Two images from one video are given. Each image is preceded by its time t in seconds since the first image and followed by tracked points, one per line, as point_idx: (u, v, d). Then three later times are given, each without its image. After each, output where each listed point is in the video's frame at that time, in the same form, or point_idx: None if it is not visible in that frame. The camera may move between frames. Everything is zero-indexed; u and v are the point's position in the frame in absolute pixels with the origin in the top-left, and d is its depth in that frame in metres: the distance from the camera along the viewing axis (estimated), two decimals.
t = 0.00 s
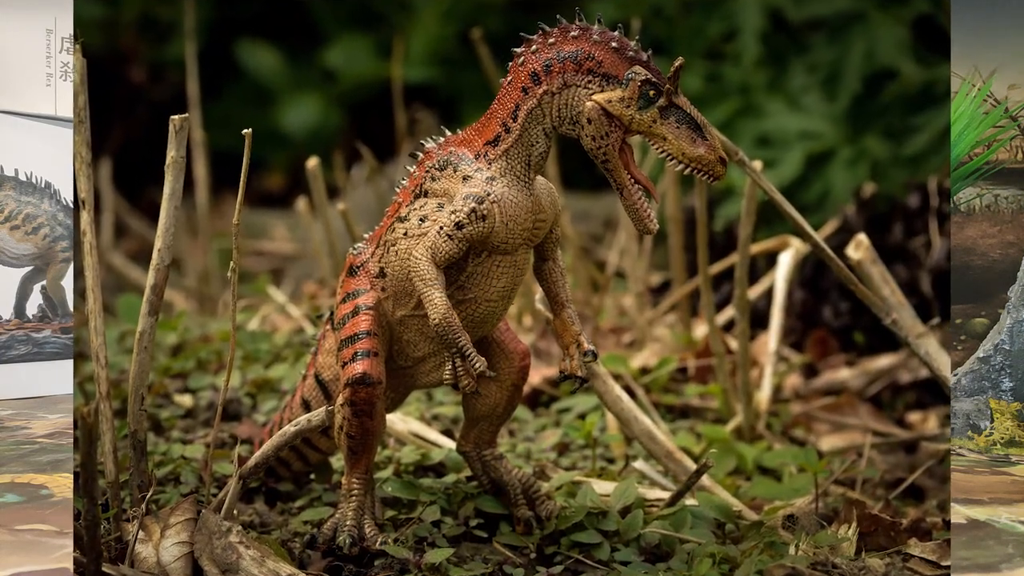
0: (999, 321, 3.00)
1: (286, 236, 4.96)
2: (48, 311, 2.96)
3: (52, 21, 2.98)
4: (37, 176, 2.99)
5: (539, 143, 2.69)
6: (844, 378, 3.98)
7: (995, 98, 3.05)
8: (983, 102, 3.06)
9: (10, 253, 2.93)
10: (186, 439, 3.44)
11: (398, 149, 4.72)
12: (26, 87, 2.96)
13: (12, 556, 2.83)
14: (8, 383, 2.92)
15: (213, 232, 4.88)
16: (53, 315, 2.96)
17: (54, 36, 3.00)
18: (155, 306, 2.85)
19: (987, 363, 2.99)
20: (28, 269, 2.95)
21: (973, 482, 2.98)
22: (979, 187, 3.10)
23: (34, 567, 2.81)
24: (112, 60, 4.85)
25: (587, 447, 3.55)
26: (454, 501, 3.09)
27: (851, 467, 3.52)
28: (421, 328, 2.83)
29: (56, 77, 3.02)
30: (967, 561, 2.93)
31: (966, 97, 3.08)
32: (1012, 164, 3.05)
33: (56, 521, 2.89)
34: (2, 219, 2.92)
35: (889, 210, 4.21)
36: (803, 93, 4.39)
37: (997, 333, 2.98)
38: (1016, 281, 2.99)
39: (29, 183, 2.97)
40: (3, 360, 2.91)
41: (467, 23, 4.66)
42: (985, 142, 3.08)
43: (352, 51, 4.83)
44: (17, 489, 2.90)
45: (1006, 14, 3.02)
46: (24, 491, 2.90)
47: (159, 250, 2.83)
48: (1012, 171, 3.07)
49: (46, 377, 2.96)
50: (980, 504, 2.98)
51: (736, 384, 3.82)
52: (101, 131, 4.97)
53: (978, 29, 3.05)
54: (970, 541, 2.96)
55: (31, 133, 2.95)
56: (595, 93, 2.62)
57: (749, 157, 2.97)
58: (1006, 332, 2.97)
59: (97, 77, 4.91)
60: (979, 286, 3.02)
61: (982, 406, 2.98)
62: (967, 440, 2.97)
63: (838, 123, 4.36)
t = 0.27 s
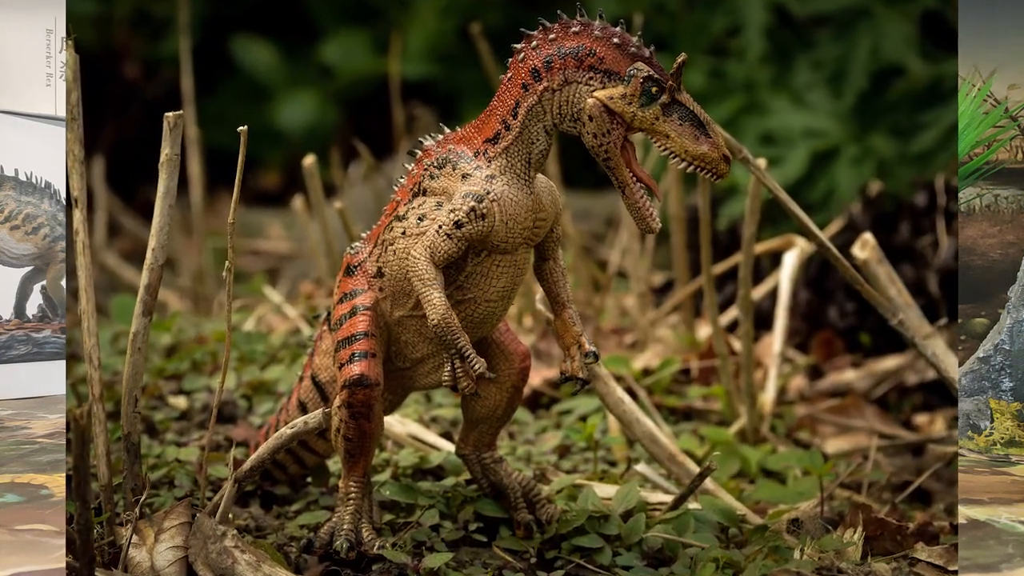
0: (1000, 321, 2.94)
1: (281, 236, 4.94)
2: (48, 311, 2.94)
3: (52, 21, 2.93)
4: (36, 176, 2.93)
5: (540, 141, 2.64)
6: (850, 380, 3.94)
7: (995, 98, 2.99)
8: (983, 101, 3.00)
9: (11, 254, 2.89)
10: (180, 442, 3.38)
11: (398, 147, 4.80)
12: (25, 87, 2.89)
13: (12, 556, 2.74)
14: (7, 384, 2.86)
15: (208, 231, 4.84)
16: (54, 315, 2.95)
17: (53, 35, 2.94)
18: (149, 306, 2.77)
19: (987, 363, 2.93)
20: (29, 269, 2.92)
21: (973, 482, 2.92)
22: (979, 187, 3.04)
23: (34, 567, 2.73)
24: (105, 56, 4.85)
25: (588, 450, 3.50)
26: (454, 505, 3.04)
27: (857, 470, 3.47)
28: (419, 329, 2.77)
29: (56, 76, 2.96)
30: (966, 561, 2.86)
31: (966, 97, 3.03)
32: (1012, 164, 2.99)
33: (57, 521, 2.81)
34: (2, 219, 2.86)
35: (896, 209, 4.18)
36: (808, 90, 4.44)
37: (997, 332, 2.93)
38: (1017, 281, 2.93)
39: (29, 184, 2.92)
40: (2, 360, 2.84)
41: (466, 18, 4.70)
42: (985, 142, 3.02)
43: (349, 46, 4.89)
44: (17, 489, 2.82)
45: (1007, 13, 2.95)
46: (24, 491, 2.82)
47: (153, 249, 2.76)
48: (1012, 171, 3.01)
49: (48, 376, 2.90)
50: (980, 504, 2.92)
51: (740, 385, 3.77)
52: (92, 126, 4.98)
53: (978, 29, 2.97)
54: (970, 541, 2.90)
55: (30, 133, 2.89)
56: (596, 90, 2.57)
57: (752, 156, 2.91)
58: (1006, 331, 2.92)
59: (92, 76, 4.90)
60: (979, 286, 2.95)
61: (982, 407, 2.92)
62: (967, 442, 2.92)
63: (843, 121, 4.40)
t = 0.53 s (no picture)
0: (1000, 322, 2.86)
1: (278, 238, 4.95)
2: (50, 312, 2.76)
3: (54, 20, 2.77)
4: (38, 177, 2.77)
5: (540, 139, 2.59)
6: (855, 381, 3.90)
7: (995, 98, 2.90)
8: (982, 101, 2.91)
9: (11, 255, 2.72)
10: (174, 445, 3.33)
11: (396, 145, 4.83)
12: (27, 86, 2.73)
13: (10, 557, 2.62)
14: (6, 384, 2.70)
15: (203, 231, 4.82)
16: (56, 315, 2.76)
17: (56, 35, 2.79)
18: (143, 307, 2.71)
19: (986, 363, 2.86)
20: (29, 269, 2.75)
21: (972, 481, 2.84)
22: (977, 188, 2.95)
23: (34, 567, 2.60)
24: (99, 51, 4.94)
25: (589, 452, 3.46)
26: (453, 508, 2.98)
27: (864, 473, 3.42)
28: (418, 330, 2.72)
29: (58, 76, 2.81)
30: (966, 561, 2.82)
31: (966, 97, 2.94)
32: (1012, 164, 2.90)
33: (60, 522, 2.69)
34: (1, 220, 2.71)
35: (902, 208, 4.14)
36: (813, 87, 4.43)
37: (997, 333, 2.85)
38: (1016, 281, 2.85)
39: (29, 185, 2.75)
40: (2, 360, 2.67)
41: (465, 15, 4.69)
42: (985, 142, 2.92)
43: (346, 43, 4.95)
44: (18, 489, 2.67)
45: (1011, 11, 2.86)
46: (25, 491, 2.68)
47: (148, 249, 2.69)
48: (1012, 171, 2.92)
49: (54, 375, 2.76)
50: (980, 504, 2.85)
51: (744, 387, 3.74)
52: (87, 124, 5.06)
53: (979, 31, 2.88)
54: (970, 541, 2.83)
55: (32, 134, 2.74)
56: (597, 87, 2.51)
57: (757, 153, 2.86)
58: (1005, 331, 2.84)
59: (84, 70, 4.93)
60: (979, 286, 2.88)
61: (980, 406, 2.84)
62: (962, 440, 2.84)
63: (849, 118, 4.38)
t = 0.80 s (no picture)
0: (1000, 320, 2.79)
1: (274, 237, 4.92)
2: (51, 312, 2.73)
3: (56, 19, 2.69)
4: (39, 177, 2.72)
5: (540, 136, 2.54)
6: (861, 383, 3.85)
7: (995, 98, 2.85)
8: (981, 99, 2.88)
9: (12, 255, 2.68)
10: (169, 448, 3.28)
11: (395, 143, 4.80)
12: (27, 86, 2.67)
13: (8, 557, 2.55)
14: (7, 384, 2.64)
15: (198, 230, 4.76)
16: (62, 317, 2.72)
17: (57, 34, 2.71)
18: (136, 307, 2.64)
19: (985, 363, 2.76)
20: (28, 269, 2.70)
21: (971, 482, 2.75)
22: (978, 187, 2.89)
23: (35, 567, 2.53)
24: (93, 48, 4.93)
25: (590, 455, 3.41)
26: (451, 512, 2.92)
27: (869, 476, 3.37)
28: (417, 331, 2.67)
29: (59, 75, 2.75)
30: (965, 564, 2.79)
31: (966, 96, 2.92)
32: (1012, 164, 2.83)
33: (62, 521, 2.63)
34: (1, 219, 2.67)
35: (909, 206, 4.11)
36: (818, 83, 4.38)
37: (997, 332, 2.77)
38: (1016, 281, 2.77)
39: (30, 185, 2.71)
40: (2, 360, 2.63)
41: (464, 11, 4.69)
42: (985, 142, 2.88)
43: (343, 39, 4.92)
44: (18, 489, 2.61)
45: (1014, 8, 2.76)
46: (26, 490, 2.61)
47: (141, 248, 2.63)
48: (1012, 171, 2.85)
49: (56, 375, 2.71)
50: (980, 504, 2.75)
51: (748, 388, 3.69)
52: (80, 120, 5.04)
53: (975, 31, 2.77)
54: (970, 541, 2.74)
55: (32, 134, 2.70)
56: (599, 83, 2.46)
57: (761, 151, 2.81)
58: (1005, 331, 2.75)
59: (80, 68, 4.95)
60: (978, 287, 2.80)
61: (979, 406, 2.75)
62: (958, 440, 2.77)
63: (855, 115, 4.33)
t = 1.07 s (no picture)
0: (1000, 321, 2.78)
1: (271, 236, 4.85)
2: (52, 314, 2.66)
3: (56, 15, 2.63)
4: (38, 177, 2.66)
5: (540, 133, 2.49)
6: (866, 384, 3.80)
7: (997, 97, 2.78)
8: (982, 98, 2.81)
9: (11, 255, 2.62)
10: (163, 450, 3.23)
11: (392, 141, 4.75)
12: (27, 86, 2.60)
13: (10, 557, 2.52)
14: (6, 384, 2.59)
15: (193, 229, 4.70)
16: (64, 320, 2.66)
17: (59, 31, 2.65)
18: (131, 307, 2.59)
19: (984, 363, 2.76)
20: (28, 269, 2.63)
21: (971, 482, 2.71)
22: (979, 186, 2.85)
23: (35, 567, 2.50)
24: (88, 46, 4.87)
25: (592, 457, 3.36)
26: (451, 515, 2.87)
27: (875, 479, 3.32)
28: (416, 332, 2.62)
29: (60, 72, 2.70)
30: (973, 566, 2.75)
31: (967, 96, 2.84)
32: (1012, 164, 2.79)
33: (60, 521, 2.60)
34: None
35: (915, 206, 4.04)
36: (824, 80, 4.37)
37: (997, 333, 2.77)
38: (1016, 281, 2.76)
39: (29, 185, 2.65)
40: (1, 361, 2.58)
41: (463, 7, 4.66)
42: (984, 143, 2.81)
43: (341, 36, 4.90)
44: (18, 489, 2.57)
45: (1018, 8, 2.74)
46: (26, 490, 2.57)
47: (135, 247, 2.57)
48: (1013, 170, 2.81)
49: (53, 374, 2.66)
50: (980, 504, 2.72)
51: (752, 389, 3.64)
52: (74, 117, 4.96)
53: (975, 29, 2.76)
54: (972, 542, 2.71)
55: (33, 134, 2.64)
56: (601, 80, 2.41)
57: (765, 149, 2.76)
58: (1005, 332, 2.75)
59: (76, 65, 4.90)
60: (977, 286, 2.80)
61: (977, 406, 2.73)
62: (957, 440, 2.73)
63: (860, 113, 4.31)
